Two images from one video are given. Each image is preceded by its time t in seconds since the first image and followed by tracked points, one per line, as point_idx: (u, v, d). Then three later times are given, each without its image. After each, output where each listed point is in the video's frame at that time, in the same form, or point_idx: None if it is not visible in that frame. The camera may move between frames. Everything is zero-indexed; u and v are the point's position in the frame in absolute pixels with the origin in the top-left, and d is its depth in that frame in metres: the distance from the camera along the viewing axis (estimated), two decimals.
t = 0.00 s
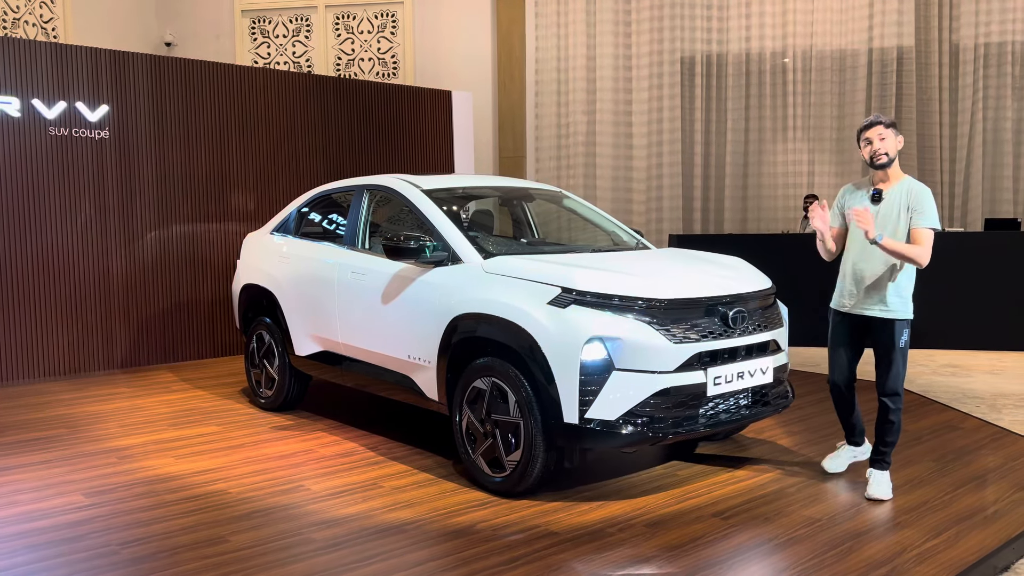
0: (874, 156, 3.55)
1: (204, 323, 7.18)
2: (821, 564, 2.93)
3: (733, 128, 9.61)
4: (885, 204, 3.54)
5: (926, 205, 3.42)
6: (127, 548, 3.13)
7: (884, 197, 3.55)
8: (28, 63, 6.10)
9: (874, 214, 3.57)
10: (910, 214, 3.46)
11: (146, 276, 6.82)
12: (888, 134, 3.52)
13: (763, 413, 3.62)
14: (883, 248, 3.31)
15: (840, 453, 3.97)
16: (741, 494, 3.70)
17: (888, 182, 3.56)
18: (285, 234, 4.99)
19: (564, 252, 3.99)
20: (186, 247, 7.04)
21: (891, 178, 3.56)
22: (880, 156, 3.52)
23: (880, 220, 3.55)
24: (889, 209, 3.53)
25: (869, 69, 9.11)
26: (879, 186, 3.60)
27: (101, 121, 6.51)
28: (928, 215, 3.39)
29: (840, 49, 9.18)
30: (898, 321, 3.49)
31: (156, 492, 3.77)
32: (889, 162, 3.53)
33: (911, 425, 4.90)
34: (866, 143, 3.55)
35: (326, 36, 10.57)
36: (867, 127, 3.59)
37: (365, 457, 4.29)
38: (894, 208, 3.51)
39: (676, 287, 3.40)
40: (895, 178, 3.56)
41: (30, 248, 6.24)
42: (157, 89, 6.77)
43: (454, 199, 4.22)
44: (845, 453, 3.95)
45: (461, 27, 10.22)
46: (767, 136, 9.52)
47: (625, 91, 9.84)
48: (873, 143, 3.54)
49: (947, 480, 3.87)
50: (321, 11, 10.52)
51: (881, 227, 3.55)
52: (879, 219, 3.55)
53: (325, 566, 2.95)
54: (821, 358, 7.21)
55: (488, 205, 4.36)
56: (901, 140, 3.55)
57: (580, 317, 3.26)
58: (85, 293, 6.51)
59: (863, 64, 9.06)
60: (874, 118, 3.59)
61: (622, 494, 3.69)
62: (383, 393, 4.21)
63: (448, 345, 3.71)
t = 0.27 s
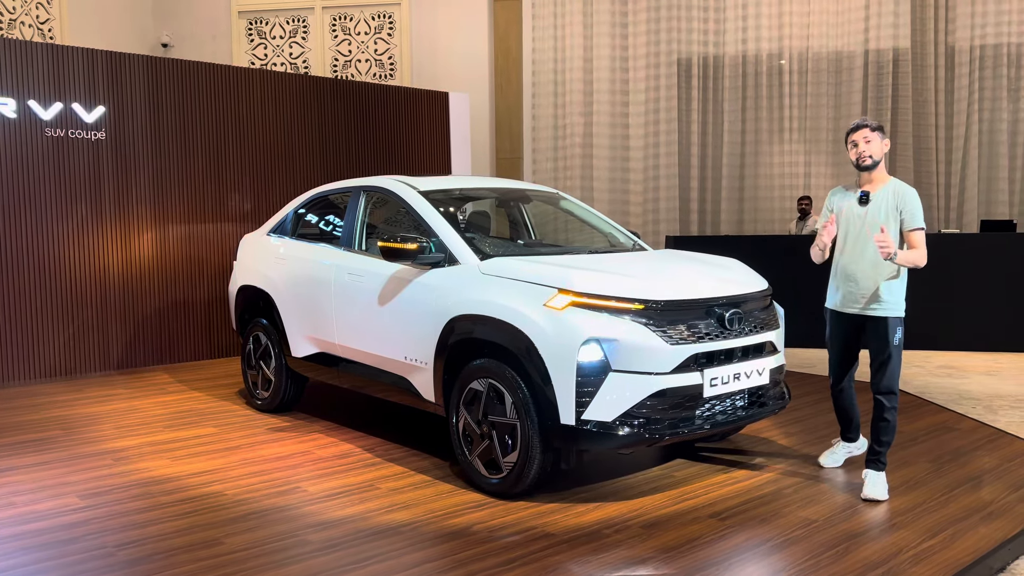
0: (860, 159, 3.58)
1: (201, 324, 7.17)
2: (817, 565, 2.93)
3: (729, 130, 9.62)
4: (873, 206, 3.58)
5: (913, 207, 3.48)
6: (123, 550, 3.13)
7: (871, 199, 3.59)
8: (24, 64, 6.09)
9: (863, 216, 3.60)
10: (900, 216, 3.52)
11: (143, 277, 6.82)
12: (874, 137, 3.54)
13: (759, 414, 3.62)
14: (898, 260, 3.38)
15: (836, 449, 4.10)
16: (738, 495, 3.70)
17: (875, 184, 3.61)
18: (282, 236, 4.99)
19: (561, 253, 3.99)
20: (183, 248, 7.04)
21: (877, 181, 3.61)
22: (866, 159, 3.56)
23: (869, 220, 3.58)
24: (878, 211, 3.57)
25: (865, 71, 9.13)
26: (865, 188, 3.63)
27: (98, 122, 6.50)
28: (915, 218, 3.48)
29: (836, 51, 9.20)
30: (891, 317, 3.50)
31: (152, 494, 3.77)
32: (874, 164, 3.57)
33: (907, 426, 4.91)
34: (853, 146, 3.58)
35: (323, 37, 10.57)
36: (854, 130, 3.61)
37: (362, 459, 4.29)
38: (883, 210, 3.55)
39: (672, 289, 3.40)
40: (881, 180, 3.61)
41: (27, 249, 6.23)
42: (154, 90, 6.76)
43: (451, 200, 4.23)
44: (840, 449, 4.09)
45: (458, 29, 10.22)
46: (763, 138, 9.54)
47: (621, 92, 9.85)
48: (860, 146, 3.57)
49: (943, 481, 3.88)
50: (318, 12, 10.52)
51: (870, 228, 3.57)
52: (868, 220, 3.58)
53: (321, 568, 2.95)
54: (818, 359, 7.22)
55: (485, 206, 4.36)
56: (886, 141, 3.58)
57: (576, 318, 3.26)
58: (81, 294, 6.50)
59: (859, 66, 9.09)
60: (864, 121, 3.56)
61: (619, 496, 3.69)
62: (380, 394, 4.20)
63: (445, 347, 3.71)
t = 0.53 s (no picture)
0: (841, 168, 3.68)
1: (196, 325, 7.16)
2: (812, 565, 2.94)
3: (725, 132, 9.64)
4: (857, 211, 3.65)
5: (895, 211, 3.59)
6: (117, 552, 3.12)
7: (855, 204, 3.66)
8: (19, 65, 6.07)
9: (848, 221, 3.66)
10: (883, 220, 3.61)
11: (138, 278, 6.80)
12: (853, 147, 3.64)
13: (754, 415, 3.63)
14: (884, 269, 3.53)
15: (832, 452, 4.09)
16: (733, 496, 3.71)
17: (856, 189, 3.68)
18: (277, 237, 4.98)
19: (557, 254, 3.99)
20: (178, 249, 7.02)
21: (858, 186, 3.69)
22: (846, 169, 3.67)
23: (854, 226, 3.64)
24: (861, 214, 3.63)
25: (860, 73, 9.17)
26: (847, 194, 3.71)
27: (92, 123, 6.49)
28: (898, 220, 3.58)
29: (831, 52, 9.23)
30: (876, 316, 3.59)
31: (146, 496, 3.76)
32: (855, 172, 3.67)
33: (901, 427, 4.93)
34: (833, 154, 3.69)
35: (318, 38, 10.56)
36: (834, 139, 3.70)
37: (357, 460, 4.29)
38: (867, 214, 3.62)
39: (667, 290, 3.40)
40: (863, 185, 3.69)
41: (21, 251, 6.21)
42: (148, 91, 6.75)
43: (447, 201, 4.23)
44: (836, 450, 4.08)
45: (453, 30, 10.23)
46: (758, 140, 9.55)
47: (617, 94, 9.86)
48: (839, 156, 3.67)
49: (937, 481, 3.90)
50: (314, 13, 10.51)
51: (855, 232, 3.64)
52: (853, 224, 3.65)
53: (316, 569, 2.95)
54: (812, 360, 7.24)
55: (481, 208, 4.36)
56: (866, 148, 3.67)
57: (571, 320, 3.27)
58: (76, 296, 6.49)
59: (854, 68, 9.11)
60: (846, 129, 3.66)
61: (614, 497, 3.70)
62: (375, 396, 4.20)
63: (440, 348, 3.71)
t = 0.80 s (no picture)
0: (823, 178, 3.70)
1: (189, 326, 7.15)
2: (805, 565, 2.95)
3: (718, 133, 9.66)
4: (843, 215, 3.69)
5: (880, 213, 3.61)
6: (110, 554, 3.11)
7: (842, 207, 3.71)
8: (11, 65, 6.05)
9: (835, 225, 3.71)
10: (868, 222, 3.64)
11: (131, 279, 6.79)
12: (832, 158, 3.64)
13: (747, 416, 3.64)
14: (864, 269, 3.56)
15: (826, 453, 4.10)
16: (726, 497, 3.71)
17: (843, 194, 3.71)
18: (271, 238, 4.98)
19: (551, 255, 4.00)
20: (171, 250, 7.01)
21: (844, 191, 3.71)
22: (827, 179, 3.68)
23: (841, 229, 3.70)
24: (847, 218, 3.68)
25: (853, 75, 9.20)
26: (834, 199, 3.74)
27: (85, 124, 6.47)
28: (884, 222, 3.59)
29: (824, 54, 9.26)
30: (864, 315, 3.65)
31: (140, 497, 3.75)
32: (838, 181, 3.68)
33: (894, 427, 4.94)
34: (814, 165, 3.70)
35: (312, 39, 10.56)
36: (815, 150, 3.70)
37: (351, 462, 4.28)
38: (853, 217, 3.67)
39: (661, 291, 3.41)
40: (849, 189, 3.71)
41: (14, 252, 6.19)
42: (142, 91, 6.74)
43: (441, 202, 4.23)
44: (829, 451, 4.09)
45: (448, 31, 10.24)
46: (752, 141, 9.58)
47: (611, 95, 9.87)
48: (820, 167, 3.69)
49: (929, 481, 3.91)
50: (308, 14, 10.51)
51: (841, 235, 3.69)
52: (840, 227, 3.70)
53: (309, 571, 2.94)
54: (806, 361, 7.26)
55: (475, 209, 4.37)
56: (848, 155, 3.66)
57: (565, 321, 3.27)
58: (68, 297, 6.47)
59: (847, 70, 9.15)
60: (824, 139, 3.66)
61: (608, 498, 3.70)
62: (369, 397, 4.20)
63: (434, 349, 3.71)
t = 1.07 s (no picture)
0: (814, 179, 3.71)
1: (181, 327, 7.12)
2: (797, 565, 2.95)
3: (711, 134, 9.68)
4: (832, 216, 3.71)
5: (868, 213, 3.62)
6: (101, 556, 3.10)
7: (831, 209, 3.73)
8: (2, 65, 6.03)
9: (825, 227, 3.73)
10: (857, 222, 3.65)
11: (123, 280, 6.76)
12: (824, 160, 3.66)
13: (740, 416, 3.65)
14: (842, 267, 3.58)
15: (817, 453, 4.11)
16: (718, 497, 3.72)
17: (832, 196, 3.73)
18: (263, 238, 4.96)
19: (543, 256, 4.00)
20: (163, 251, 6.99)
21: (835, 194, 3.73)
22: (818, 180, 3.70)
23: (831, 230, 3.71)
24: (836, 219, 3.70)
25: (845, 76, 9.24)
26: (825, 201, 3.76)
27: (77, 124, 6.45)
28: (872, 223, 3.60)
29: (816, 55, 9.29)
30: (855, 314, 3.67)
31: (131, 499, 3.73)
32: (829, 182, 3.70)
33: (885, 427, 4.96)
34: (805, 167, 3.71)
35: (305, 39, 10.54)
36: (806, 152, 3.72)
37: (343, 463, 4.27)
38: (841, 218, 3.68)
39: (653, 291, 3.42)
40: (839, 191, 3.73)
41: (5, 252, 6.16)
42: (133, 91, 6.72)
43: (434, 203, 4.23)
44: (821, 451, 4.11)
45: (441, 32, 10.23)
46: (744, 142, 9.60)
47: (604, 96, 9.88)
48: (811, 168, 3.70)
49: (920, 481, 3.93)
50: (301, 14, 10.50)
51: (830, 236, 3.71)
52: (828, 228, 3.72)
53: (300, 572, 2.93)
54: (798, 361, 7.28)
55: (468, 209, 4.37)
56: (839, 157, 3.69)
57: (558, 321, 3.27)
58: (59, 297, 6.44)
59: (839, 71, 9.19)
60: (814, 141, 3.67)
61: (600, 498, 3.70)
62: (362, 398, 4.19)
63: (426, 350, 3.70)
